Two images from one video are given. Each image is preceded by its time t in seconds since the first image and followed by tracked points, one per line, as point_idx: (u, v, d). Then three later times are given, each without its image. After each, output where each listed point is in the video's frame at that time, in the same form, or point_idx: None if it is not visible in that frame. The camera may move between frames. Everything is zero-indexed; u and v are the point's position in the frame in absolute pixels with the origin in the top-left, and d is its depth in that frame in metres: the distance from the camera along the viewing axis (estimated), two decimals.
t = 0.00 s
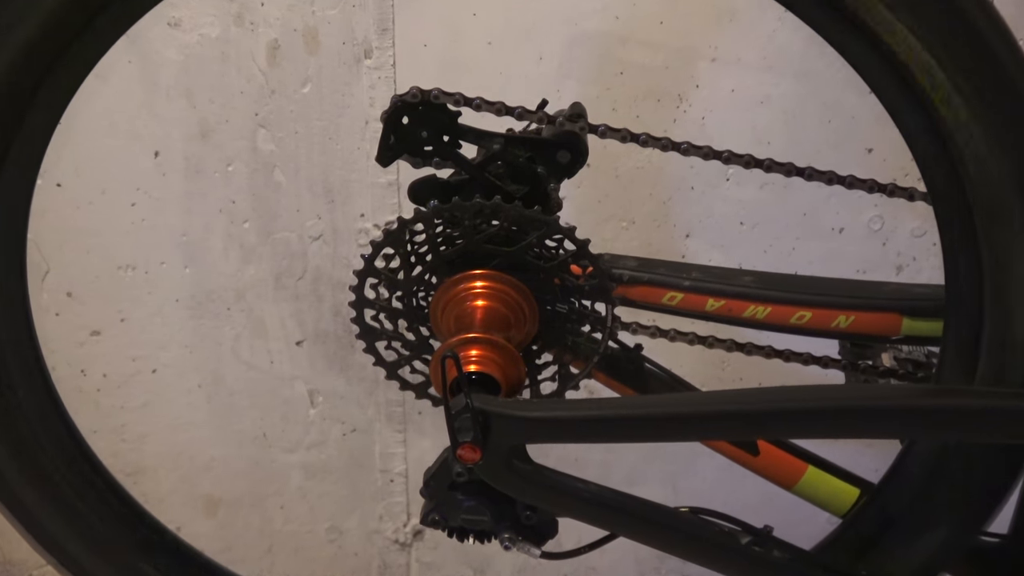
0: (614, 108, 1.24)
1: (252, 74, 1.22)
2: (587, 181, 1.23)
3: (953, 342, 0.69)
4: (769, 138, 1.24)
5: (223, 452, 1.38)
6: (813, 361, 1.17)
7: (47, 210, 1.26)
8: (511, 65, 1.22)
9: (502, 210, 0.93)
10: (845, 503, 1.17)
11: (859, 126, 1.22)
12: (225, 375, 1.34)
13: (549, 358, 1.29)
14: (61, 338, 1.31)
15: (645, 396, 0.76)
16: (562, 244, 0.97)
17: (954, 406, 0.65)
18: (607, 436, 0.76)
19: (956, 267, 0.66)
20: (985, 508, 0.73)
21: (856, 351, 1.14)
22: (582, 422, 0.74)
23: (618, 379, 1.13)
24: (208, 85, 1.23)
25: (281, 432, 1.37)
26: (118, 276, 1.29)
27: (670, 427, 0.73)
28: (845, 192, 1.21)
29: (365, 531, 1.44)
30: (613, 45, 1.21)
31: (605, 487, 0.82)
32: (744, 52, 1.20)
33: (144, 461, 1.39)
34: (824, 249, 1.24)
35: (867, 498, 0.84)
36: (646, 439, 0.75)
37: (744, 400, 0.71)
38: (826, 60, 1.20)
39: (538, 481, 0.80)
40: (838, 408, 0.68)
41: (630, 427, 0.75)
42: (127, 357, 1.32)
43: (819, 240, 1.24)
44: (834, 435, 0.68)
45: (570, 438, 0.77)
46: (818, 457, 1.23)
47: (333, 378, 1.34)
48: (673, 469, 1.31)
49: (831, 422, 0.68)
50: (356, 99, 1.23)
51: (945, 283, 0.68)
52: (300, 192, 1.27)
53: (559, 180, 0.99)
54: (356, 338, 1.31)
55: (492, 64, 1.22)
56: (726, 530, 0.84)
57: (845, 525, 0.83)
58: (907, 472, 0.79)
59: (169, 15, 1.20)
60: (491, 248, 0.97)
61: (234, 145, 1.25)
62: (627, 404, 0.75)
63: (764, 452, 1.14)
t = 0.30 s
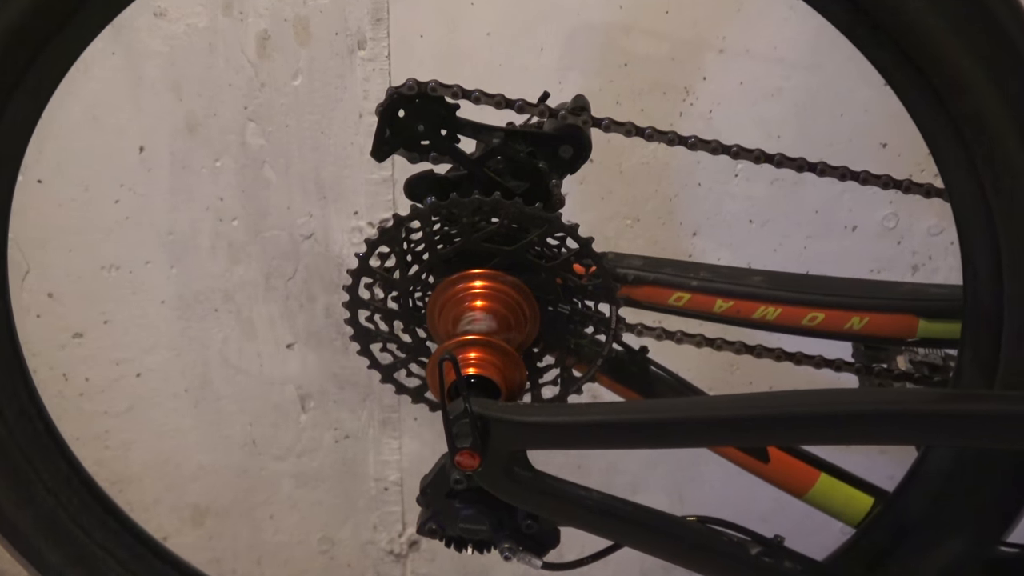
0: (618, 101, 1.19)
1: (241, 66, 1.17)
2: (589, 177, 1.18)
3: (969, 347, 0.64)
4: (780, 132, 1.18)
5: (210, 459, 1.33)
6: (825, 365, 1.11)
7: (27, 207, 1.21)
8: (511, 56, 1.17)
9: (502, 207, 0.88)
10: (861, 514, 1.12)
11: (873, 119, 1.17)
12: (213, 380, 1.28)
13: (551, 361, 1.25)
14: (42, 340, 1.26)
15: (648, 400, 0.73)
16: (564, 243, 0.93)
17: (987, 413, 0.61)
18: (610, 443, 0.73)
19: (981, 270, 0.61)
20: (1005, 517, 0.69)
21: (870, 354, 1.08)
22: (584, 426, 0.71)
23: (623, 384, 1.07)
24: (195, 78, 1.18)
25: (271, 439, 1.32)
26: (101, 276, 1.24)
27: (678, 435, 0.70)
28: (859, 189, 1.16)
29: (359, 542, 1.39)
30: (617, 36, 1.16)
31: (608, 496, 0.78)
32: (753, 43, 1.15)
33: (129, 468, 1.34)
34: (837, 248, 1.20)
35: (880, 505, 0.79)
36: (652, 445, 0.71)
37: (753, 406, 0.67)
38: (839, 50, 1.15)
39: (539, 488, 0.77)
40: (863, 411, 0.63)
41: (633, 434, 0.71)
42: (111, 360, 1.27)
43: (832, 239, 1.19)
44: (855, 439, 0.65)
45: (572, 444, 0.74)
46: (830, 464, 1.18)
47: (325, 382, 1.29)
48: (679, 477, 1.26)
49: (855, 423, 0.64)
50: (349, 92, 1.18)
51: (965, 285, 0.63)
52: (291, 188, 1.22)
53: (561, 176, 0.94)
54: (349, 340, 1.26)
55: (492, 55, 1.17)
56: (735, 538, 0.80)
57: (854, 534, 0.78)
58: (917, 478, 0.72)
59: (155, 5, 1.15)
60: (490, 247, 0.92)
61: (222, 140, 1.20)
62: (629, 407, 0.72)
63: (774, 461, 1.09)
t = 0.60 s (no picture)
0: (622, 95, 1.14)
1: (231, 57, 1.13)
2: (592, 173, 1.14)
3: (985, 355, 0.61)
4: (791, 127, 1.14)
5: (199, 467, 1.29)
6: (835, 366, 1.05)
7: (8, 204, 1.16)
8: (511, 48, 1.12)
9: (500, 205, 0.84)
10: (873, 524, 1.07)
11: (886, 113, 1.13)
12: (201, 384, 1.24)
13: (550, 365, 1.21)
14: (24, 343, 1.21)
15: (651, 404, 0.70)
16: (565, 242, 0.89)
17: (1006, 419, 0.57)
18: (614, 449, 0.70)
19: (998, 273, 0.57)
20: None
21: (884, 356, 1.02)
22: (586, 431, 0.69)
23: (627, 389, 1.03)
24: (183, 70, 1.13)
25: (261, 445, 1.27)
26: (85, 276, 1.19)
27: (685, 440, 0.67)
28: (871, 185, 1.12)
29: (352, 552, 1.35)
30: (621, 26, 1.12)
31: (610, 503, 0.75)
32: (763, 34, 1.11)
33: (114, 475, 1.29)
34: (849, 247, 1.15)
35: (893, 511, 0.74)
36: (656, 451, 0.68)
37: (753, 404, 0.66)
38: (850, 42, 1.11)
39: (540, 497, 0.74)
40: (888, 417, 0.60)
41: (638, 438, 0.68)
42: (95, 364, 1.22)
43: (844, 238, 1.15)
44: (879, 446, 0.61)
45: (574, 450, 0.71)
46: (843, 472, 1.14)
47: (318, 386, 1.24)
48: (684, 486, 1.22)
49: (872, 432, 0.61)
50: (343, 84, 1.14)
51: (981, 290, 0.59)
52: (282, 185, 1.17)
53: (562, 173, 0.90)
54: (342, 343, 1.21)
55: (491, 46, 1.12)
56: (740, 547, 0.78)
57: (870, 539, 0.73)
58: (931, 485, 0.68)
59: None
60: (488, 246, 0.87)
61: (211, 135, 1.15)
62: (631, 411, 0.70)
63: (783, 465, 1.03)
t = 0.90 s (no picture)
0: (626, 88, 1.10)
1: (220, 50, 1.09)
2: (595, 169, 1.10)
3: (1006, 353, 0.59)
4: (801, 121, 1.10)
5: (186, 475, 1.24)
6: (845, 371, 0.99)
7: None
8: (511, 40, 1.08)
9: (500, 203, 0.80)
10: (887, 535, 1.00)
11: (899, 107, 1.09)
12: (189, 389, 1.20)
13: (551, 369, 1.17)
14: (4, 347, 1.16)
15: (658, 410, 0.67)
16: (568, 242, 0.84)
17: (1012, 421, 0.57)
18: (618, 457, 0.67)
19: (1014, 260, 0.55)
20: None
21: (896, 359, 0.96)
22: (591, 439, 0.65)
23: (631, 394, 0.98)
24: (171, 63, 1.09)
25: (252, 452, 1.23)
26: (68, 277, 1.14)
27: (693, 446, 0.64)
28: (884, 182, 1.08)
29: (346, 563, 1.30)
30: (625, 17, 1.07)
31: (613, 511, 0.73)
32: (772, 25, 1.06)
33: (99, 484, 1.24)
34: (862, 246, 1.11)
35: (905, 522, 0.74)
36: (662, 461, 0.65)
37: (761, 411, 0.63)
38: (863, 33, 1.07)
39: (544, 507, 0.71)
40: (892, 420, 0.59)
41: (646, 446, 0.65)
42: (79, 368, 1.18)
43: (857, 236, 1.11)
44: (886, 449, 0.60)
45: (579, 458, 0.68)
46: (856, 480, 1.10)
47: (311, 391, 1.20)
48: (691, 494, 1.18)
49: (878, 439, 0.60)
50: (336, 78, 1.10)
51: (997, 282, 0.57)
52: (273, 182, 1.13)
53: (564, 169, 0.86)
54: (336, 346, 1.17)
55: (490, 38, 1.08)
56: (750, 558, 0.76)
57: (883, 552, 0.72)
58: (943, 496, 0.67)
59: None
60: (488, 245, 0.83)
61: (199, 130, 1.11)
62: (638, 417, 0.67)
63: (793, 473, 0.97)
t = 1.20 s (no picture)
0: (630, 82, 1.06)
1: (209, 42, 1.05)
2: (598, 166, 1.06)
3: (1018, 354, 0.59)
4: (811, 116, 1.06)
5: (174, 482, 1.20)
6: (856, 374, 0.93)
7: None
8: (511, 31, 1.04)
9: (499, 201, 0.76)
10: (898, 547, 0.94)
11: (913, 102, 1.05)
12: (177, 394, 1.16)
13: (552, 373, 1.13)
14: None
15: (663, 414, 0.64)
16: (569, 241, 0.80)
17: None
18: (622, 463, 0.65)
19: None
20: None
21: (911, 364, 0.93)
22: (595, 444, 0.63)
23: (633, 398, 0.94)
24: (158, 55, 1.05)
25: (242, 459, 1.19)
26: (52, 277, 1.10)
27: (699, 451, 0.62)
28: (898, 179, 1.04)
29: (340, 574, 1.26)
30: (629, 9, 1.04)
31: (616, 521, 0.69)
32: (781, 16, 1.03)
33: (84, 492, 1.21)
34: (873, 246, 1.08)
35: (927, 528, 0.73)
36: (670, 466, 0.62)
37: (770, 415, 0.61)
38: (876, 26, 1.03)
39: (544, 516, 0.68)
40: (910, 424, 0.57)
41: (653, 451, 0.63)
42: (64, 372, 1.14)
43: (869, 235, 1.07)
44: (901, 458, 0.57)
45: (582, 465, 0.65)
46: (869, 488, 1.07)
47: (303, 396, 1.16)
48: (698, 503, 1.14)
49: (893, 446, 0.57)
50: (330, 71, 1.06)
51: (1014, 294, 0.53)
52: (264, 179, 1.09)
53: (565, 167, 0.82)
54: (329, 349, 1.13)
55: (489, 30, 1.04)
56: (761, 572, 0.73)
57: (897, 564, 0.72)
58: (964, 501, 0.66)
59: None
60: (487, 245, 0.79)
61: (188, 125, 1.07)
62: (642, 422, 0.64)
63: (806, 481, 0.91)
